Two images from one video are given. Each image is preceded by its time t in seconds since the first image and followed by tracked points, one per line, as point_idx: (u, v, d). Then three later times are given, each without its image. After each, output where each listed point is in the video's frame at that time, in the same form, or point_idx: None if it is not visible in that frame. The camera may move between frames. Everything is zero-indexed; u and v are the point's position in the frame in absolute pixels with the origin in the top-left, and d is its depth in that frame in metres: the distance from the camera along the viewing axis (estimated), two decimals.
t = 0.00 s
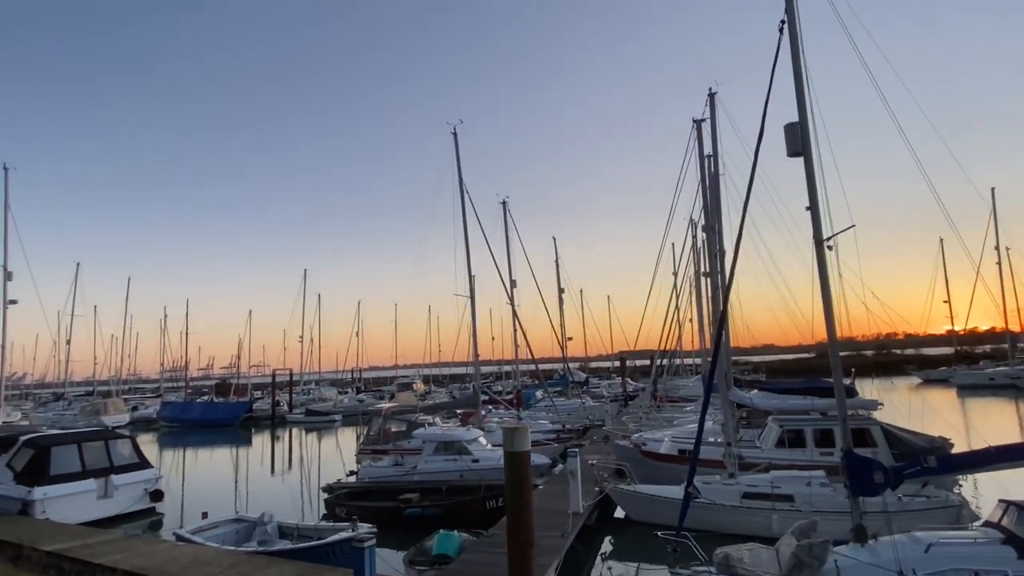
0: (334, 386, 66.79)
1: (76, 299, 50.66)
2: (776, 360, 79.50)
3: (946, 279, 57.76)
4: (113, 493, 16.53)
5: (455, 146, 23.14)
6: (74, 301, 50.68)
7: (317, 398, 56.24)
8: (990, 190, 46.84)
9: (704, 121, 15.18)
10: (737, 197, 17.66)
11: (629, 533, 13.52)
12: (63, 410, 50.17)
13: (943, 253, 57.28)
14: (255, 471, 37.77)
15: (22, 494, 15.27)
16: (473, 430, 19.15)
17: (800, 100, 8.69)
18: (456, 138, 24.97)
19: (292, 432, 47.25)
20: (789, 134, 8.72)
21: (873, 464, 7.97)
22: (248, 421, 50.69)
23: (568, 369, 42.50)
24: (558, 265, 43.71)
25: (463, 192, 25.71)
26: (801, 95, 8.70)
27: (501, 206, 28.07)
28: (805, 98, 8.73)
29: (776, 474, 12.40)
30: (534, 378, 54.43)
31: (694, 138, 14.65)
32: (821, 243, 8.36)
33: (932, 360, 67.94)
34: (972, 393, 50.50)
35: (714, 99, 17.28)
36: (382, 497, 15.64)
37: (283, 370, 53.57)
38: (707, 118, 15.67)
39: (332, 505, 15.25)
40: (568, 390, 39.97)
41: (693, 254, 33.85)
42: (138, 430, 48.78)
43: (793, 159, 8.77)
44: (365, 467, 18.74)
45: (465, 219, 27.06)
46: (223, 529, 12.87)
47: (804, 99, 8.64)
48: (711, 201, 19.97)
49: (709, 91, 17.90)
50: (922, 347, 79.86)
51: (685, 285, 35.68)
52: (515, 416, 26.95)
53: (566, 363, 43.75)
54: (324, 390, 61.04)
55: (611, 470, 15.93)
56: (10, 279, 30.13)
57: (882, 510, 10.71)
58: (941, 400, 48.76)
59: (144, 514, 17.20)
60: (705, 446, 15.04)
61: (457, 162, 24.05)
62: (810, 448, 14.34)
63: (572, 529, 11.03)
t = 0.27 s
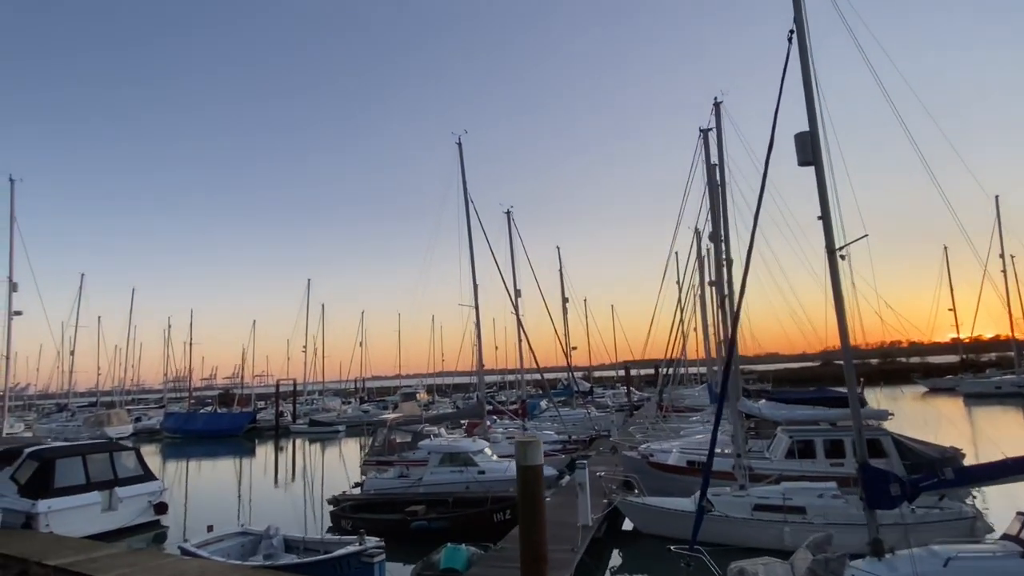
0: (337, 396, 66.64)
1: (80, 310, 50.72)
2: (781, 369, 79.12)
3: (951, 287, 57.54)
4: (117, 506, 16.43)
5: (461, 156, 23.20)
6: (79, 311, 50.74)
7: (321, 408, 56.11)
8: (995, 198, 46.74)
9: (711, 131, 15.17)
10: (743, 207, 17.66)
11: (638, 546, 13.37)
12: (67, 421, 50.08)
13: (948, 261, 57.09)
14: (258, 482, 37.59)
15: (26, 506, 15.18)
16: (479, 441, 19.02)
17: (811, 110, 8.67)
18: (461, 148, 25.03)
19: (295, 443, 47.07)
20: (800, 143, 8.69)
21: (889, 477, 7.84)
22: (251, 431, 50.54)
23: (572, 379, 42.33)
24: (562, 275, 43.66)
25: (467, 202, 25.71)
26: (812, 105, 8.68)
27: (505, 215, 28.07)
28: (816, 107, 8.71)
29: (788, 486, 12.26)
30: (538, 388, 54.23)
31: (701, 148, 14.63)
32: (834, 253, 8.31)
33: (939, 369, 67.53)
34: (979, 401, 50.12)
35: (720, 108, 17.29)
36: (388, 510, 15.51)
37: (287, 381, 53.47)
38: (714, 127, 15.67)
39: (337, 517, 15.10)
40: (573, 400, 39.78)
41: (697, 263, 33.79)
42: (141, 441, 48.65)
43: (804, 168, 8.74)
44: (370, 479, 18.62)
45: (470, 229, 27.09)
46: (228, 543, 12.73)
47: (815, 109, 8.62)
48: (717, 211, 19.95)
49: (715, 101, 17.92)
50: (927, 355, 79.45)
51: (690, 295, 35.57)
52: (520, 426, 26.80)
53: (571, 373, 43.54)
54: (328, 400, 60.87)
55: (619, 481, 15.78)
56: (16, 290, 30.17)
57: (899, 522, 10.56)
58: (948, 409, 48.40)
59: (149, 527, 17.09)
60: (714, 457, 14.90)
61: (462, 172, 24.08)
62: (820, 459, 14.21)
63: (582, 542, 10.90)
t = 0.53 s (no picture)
0: (335, 408, 66.25)
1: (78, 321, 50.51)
2: (781, 379, 78.94)
3: (950, 296, 57.60)
4: (115, 519, 16.24)
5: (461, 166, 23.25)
6: (76, 323, 50.53)
7: (319, 420, 55.76)
8: (993, 207, 46.87)
9: (712, 141, 15.19)
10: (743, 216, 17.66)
11: (642, 559, 13.20)
12: (63, 433, 49.69)
13: (946, 271, 57.20)
14: (255, 494, 37.25)
15: (23, 520, 14.96)
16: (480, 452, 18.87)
17: (815, 119, 8.67)
18: (461, 159, 25.06)
19: (293, 455, 46.74)
20: (805, 151, 8.66)
21: (899, 489, 7.71)
22: (249, 443, 50.17)
23: (573, 390, 42.13)
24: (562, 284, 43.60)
25: (468, 212, 25.70)
26: (817, 114, 8.68)
27: (506, 225, 28.06)
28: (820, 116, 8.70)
29: (794, 498, 12.12)
30: (537, 398, 53.98)
31: (702, 158, 14.66)
32: (840, 262, 8.26)
33: (939, 378, 67.39)
34: (980, 411, 49.98)
35: (720, 118, 17.34)
36: (389, 523, 15.32)
37: (286, 392, 53.21)
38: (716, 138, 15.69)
39: (337, 531, 14.89)
40: (573, 410, 39.56)
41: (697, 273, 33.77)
42: (138, 453, 48.27)
43: (809, 177, 8.70)
44: (369, 491, 18.42)
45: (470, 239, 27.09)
46: (227, 557, 12.52)
47: (819, 118, 8.62)
48: (718, 221, 19.96)
49: (715, 111, 17.98)
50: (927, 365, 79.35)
51: (689, 304, 35.50)
52: (521, 437, 26.63)
53: (571, 383, 43.35)
54: (326, 411, 60.55)
55: (622, 493, 15.62)
56: (14, 301, 30.04)
57: (905, 535, 10.40)
58: (949, 419, 48.25)
59: (146, 541, 16.87)
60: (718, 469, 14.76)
61: (463, 183, 24.08)
62: (825, 470, 14.08)
63: (586, 557, 10.76)
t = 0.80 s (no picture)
0: (333, 411, 66.04)
1: (74, 325, 50.26)
2: (779, 382, 78.93)
3: (948, 299, 57.71)
4: (111, 524, 16.09)
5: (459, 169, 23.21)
6: (72, 326, 50.28)
7: (316, 424, 55.53)
8: (991, 211, 46.96)
9: (711, 143, 15.16)
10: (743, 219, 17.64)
11: (643, 563, 13.12)
12: (58, 438, 49.38)
13: (944, 273, 57.30)
14: (252, 499, 37.05)
15: (18, 526, 14.82)
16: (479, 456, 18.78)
17: (818, 121, 8.61)
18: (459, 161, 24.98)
19: (290, 459, 46.54)
20: (808, 153, 8.61)
21: (905, 494, 7.63)
22: (246, 447, 49.95)
23: (571, 393, 42.01)
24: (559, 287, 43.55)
25: (466, 215, 25.61)
26: (818, 116, 8.63)
27: (503, 228, 27.96)
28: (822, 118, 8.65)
29: (796, 502, 12.07)
30: (535, 402, 53.86)
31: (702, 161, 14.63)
32: (844, 264, 8.19)
33: (937, 381, 67.47)
34: (978, 414, 50.03)
35: (719, 121, 17.30)
36: (388, 528, 15.22)
37: (283, 396, 53.01)
38: (715, 140, 15.64)
39: (336, 537, 14.76)
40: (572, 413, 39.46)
41: (695, 275, 33.74)
42: (134, 458, 47.97)
43: (811, 180, 8.65)
44: (368, 496, 18.29)
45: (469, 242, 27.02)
46: (224, 563, 12.39)
47: (821, 120, 8.57)
48: (717, 223, 19.92)
49: (715, 113, 17.96)
50: (925, 368, 79.46)
51: (687, 307, 35.44)
52: (520, 441, 26.53)
53: (569, 387, 43.26)
54: (323, 415, 60.36)
55: (622, 497, 15.53)
56: (9, 304, 29.86)
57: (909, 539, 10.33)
58: (947, 421, 48.29)
59: (142, 547, 16.74)
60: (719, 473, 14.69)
61: (461, 185, 24.00)
62: (826, 473, 14.02)
63: (588, 562, 10.68)
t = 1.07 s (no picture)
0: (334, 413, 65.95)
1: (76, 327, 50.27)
2: (781, 383, 78.80)
3: (949, 299, 57.67)
4: (114, 527, 16.03)
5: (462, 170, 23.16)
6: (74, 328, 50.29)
7: (318, 425, 55.46)
8: (994, 210, 46.92)
9: (716, 143, 15.09)
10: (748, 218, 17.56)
11: (648, 565, 13.01)
12: (60, 439, 49.32)
13: (946, 274, 57.21)
14: (254, 500, 37.00)
15: (21, 528, 14.76)
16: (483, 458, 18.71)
17: (827, 119, 8.54)
18: (462, 162, 24.91)
19: (292, 460, 46.49)
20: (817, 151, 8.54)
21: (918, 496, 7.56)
22: (247, 449, 49.88)
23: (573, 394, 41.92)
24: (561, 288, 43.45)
25: (469, 216, 25.53)
26: (827, 115, 8.56)
27: (506, 229, 27.84)
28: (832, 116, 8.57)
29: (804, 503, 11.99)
30: (537, 403, 53.75)
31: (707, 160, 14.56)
32: (854, 263, 8.11)
33: (939, 382, 67.35)
34: (981, 414, 49.91)
35: (724, 121, 17.22)
36: (392, 530, 15.15)
37: (284, 397, 52.95)
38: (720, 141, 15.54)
39: (339, 539, 14.65)
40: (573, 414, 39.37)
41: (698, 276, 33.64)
42: (135, 459, 47.91)
43: (821, 178, 8.58)
44: (371, 498, 18.20)
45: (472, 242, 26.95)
46: (228, 566, 12.32)
47: (830, 119, 8.49)
48: (721, 223, 19.84)
49: (719, 113, 17.89)
50: (927, 368, 79.34)
51: (690, 309, 35.33)
52: (522, 442, 26.45)
53: (571, 388, 43.15)
54: (325, 416, 60.31)
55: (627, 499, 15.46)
56: (12, 306, 29.85)
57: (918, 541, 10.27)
58: (950, 422, 48.18)
59: (146, 549, 16.68)
60: (724, 474, 14.61)
61: (464, 187, 23.94)
62: (833, 475, 13.94)
63: (594, 565, 10.59)
